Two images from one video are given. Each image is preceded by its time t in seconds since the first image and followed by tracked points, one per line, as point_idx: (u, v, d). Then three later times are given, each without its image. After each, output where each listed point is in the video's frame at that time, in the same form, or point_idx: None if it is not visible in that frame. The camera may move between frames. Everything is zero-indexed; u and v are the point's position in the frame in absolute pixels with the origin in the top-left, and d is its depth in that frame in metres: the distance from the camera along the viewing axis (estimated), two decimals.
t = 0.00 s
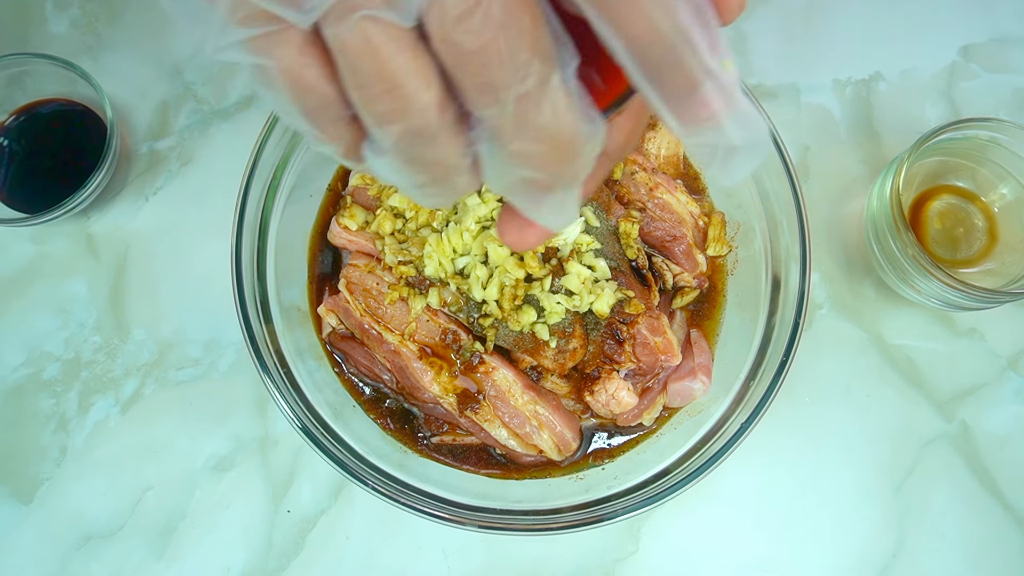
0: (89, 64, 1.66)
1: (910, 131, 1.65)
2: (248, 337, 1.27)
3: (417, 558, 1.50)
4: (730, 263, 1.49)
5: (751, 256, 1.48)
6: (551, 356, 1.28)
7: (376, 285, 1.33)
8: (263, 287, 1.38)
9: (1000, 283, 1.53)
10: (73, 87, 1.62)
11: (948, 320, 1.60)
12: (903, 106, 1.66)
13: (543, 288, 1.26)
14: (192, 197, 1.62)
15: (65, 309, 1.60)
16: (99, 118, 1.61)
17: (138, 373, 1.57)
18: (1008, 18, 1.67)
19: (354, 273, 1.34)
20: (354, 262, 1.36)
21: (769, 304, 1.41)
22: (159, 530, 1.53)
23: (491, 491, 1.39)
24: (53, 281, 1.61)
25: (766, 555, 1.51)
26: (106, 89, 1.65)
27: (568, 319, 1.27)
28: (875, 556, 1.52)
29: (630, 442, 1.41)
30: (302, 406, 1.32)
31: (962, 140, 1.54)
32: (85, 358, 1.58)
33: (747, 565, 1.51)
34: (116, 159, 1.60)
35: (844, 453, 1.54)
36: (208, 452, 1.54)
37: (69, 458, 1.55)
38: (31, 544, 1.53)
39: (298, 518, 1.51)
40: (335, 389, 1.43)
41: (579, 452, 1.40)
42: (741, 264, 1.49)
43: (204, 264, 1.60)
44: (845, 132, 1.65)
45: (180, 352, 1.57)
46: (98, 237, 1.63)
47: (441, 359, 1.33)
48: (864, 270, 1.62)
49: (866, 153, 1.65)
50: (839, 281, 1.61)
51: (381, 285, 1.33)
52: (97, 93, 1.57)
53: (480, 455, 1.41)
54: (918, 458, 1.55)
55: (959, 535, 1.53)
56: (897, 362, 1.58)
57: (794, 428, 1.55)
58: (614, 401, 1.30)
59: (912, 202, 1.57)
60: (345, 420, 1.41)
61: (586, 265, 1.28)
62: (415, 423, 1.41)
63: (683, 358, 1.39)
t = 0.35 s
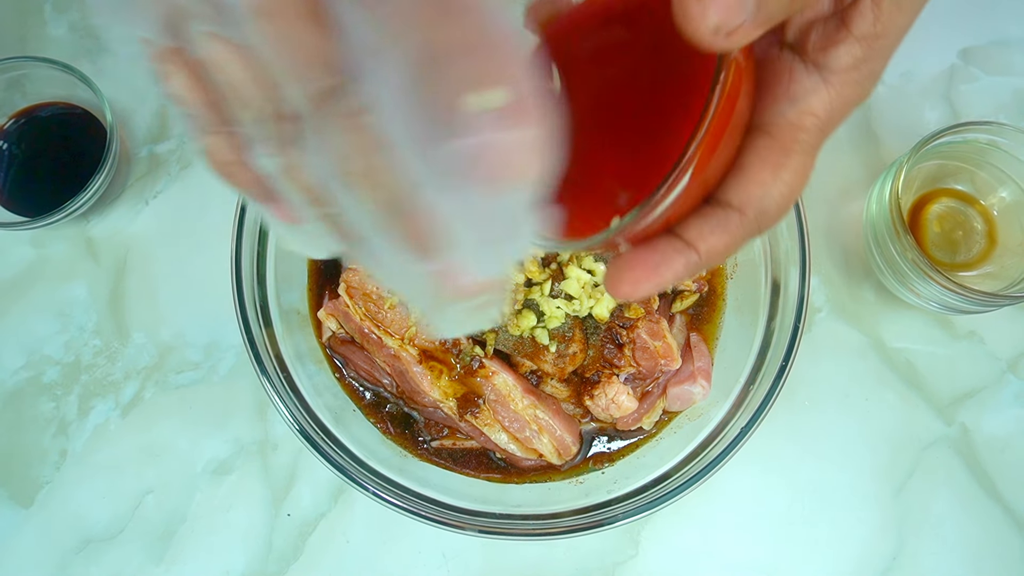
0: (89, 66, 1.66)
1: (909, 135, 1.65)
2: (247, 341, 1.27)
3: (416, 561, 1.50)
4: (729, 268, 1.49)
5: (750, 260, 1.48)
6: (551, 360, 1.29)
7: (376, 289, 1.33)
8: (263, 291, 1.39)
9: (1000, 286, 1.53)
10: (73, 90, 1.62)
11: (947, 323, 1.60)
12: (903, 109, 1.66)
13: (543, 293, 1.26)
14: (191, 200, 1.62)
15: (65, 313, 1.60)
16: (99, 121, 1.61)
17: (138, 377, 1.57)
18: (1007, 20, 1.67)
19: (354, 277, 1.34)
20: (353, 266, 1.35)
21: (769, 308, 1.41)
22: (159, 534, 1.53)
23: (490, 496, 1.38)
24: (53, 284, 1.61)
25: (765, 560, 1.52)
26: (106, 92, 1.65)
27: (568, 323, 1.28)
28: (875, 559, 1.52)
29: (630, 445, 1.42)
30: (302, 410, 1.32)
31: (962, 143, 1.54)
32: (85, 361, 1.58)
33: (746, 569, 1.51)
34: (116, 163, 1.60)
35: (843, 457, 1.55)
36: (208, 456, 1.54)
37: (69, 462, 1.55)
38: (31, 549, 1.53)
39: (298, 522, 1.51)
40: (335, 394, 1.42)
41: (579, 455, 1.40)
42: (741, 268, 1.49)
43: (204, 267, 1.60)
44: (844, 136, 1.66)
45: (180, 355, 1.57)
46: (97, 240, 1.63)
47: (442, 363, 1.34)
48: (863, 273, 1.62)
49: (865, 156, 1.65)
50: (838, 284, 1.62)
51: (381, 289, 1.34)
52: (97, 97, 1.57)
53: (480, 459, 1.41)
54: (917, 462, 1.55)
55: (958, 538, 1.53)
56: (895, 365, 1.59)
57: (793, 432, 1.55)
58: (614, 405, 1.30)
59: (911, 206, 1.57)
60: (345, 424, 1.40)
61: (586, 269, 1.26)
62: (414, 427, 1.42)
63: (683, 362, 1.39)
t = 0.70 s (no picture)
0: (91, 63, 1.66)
1: (911, 135, 1.65)
2: (250, 338, 1.26)
3: (417, 560, 1.49)
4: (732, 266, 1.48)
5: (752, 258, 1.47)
6: (554, 358, 1.29)
7: (377, 287, 1.33)
8: (264, 288, 1.36)
9: (1003, 286, 1.53)
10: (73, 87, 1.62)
11: (950, 323, 1.60)
12: (905, 109, 1.65)
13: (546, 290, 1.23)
14: (192, 198, 1.62)
15: (65, 310, 1.59)
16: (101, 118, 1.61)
17: (138, 374, 1.56)
18: (1009, 21, 1.67)
19: (356, 274, 1.34)
20: (355, 264, 1.35)
21: (771, 308, 1.41)
22: (159, 533, 1.52)
23: (493, 494, 1.38)
24: (53, 281, 1.61)
25: (767, 561, 1.51)
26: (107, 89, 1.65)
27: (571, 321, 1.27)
28: (877, 559, 1.52)
29: (631, 445, 1.41)
30: (303, 407, 1.30)
31: (965, 143, 1.54)
32: (85, 359, 1.57)
33: (748, 569, 1.51)
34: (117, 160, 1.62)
35: (845, 457, 1.54)
36: (208, 454, 1.53)
37: (68, 460, 1.55)
38: (29, 547, 1.52)
39: (299, 520, 1.51)
40: (337, 391, 1.43)
41: (581, 455, 1.39)
42: (743, 266, 1.48)
43: (205, 265, 1.60)
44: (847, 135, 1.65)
45: (180, 353, 1.57)
46: (98, 237, 1.62)
47: (443, 361, 1.32)
48: (865, 273, 1.62)
49: (867, 156, 1.64)
50: (840, 284, 1.61)
51: (383, 286, 1.32)
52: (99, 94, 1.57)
53: (482, 457, 1.40)
54: (919, 462, 1.55)
55: (960, 538, 1.52)
56: (898, 366, 1.58)
57: (795, 433, 1.55)
58: (617, 404, 1.30)
59: (914, 206, 1.57)
60: (346, 422, 1.40)
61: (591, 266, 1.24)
62: (416, 425, 1.41)
63: (685, 361, 1.38)
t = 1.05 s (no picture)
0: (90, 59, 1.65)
1: (912, 134, 1.65)
2: (250, 334, 1.26)
3: (417, 558, 1.49)
4: (733, 264, 1.48)
5: (753, 257, 1.48)
6: (555, 356, 1.28)
7: (378, 283, 1.32)
8: (264, 284, 1.36)
9: (1003, 285, 1.53)
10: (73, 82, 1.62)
11: (950, 322, 1.60)
12: (906, 108, 1.65)
13: (547, 288, 1.22)
14: (192, 194, 1.62)
15: (65, 306, 1.59)
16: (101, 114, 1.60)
17: (137, 371, 1.56)
18: (1011, 21, 1.67)
19: (356, 271, 1.33)
20: (356, 260, 1.35)
21: (772, 307, 1.41)
22: (158, 529, 1.52)
23: (493, 492, 1.37)
24: (53, 278, 1.60)
25: (766, 560, 1.51)
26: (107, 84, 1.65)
27: (572, 319, 1.27)
28: (876, 558, 1.52)
29: (632, 443, 1.41)
30: (303, 403, 1.30)
31: (966, 142, 1.54)
32: (84, 355, 1.57)
33: (748, 567, 1.51)
34: (116, 157, 1.59)
35: (845, 456, 1.54)
36: (208, 451, 1.53)
37: (68, 456, 1.54)
38: (28, 544, 1.52)
39: (298, 518, 1.51)
40: (337, 388, 1.42)
41: (582, 453, 1.39)
42: (744, 265, 1.48)
43: (205, 262, 1.59)
44: (848, 133, 1.65)
45: (180, 350, 1.56)
46: (98, 234, 1.62)
47: (444, 358, 1.32)
48: (865, 271, 1.62)
49: (869, 155, 1.64)
50: (841, 282, 1.61)
51: (384, 283, 1.32)
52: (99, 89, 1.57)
53: (482, 454, 1.40)
54: (919, 461, 1.55)
55: (959, 537, 1.52)
56: (898, 365, 1.58)
57: (795, 432, 1.55)
58: (617, 401, 1.30)
59: (915, 204, 1.57)
60: (346, 419, 1.39)
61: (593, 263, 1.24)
62: (417, 422, 1.41)
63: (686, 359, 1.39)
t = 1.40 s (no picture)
0: (92, 57, 1.65)
1: (913, 135, 1.65)
2: (253, 332, 1.26)
3: (418, 556, 1.50)
4: (735, 264, 1.49)
5: (755, 257, 1.48)
6: (557, 355, 1.30)
7: (381, 282, 1.33)
8: (268, 283, 1.36)
9: (1003, 286, 1.53)
10: (76, 80, 1.62)
11: (950, 323, 1.60)
12: (906, 110, 1.66)
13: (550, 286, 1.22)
14: (194, 192, 1.62)
15: (67, 303, 1.59)
16: (103, 112, 1.60)
17: (139, 369, 1.56)
18: (1011, 23, 1.68)
19: (360, 270, 1.34)
20: (359, 259, 1.35)
21: (773, 307, 1.42)
22: (160, 527, 1.52)
23: (495, 490, 1.38)
24: (55, 275, 1.61)
25: (766, 560, 1.52)
26: (109, 82, 1.65)
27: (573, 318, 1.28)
28: (876, 558, 1.52)
29: (633, 442, 1.41)
30: (305, 401, 1.30)
31: (965, 143, 1.55)
32: (86, 353, 1.57)
33: (747, 566, 1.51)
34: (120, 154, 1.59)
35: (845, 456, 1.55)
36: (209, 449, 1.53)
37: (69, 453, 1.55)
38: (30, 541, 1.52)
39: (300, 516, 1.51)
40: (339, 386, 1.42)
41: (583, 452, 1.40)
42: (745, 265, 1.49)
43: (207, 260, 1.60)
44: (849, 134, 1.65)
45: (182, 348, 1.57)
46: (100, 232, 1.62)
47: (447, 358, 1.33)
48: (866, 272, 1.62)
49: (869, 156, 1.65)
50: (841, 283, 1.62)
51: (386, 282, 1.33)
52: (102, 88, 1.57)
53: (484, 453, 1.41)
54: (919, 461, 1.55)
55: (958, 537, 1.53)
56: (898, 366, 1.59)
57: (795, 432, 1.55)
58: (619, 400, 1.31)
59: (915, 205, 1.57)
60: (348, 417, 1.39)
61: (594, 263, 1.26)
62: (419, 421, 1.42)
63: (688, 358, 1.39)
